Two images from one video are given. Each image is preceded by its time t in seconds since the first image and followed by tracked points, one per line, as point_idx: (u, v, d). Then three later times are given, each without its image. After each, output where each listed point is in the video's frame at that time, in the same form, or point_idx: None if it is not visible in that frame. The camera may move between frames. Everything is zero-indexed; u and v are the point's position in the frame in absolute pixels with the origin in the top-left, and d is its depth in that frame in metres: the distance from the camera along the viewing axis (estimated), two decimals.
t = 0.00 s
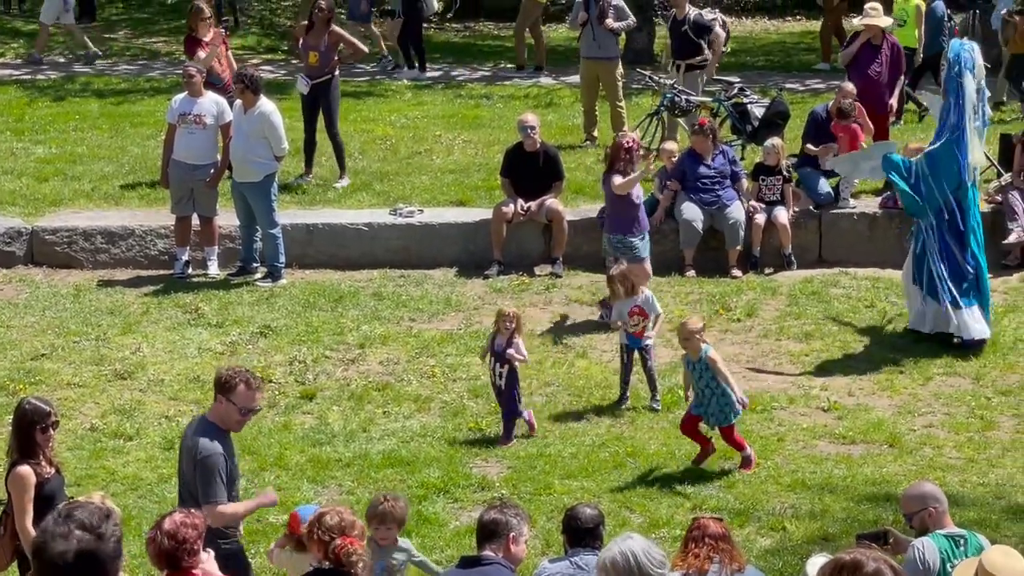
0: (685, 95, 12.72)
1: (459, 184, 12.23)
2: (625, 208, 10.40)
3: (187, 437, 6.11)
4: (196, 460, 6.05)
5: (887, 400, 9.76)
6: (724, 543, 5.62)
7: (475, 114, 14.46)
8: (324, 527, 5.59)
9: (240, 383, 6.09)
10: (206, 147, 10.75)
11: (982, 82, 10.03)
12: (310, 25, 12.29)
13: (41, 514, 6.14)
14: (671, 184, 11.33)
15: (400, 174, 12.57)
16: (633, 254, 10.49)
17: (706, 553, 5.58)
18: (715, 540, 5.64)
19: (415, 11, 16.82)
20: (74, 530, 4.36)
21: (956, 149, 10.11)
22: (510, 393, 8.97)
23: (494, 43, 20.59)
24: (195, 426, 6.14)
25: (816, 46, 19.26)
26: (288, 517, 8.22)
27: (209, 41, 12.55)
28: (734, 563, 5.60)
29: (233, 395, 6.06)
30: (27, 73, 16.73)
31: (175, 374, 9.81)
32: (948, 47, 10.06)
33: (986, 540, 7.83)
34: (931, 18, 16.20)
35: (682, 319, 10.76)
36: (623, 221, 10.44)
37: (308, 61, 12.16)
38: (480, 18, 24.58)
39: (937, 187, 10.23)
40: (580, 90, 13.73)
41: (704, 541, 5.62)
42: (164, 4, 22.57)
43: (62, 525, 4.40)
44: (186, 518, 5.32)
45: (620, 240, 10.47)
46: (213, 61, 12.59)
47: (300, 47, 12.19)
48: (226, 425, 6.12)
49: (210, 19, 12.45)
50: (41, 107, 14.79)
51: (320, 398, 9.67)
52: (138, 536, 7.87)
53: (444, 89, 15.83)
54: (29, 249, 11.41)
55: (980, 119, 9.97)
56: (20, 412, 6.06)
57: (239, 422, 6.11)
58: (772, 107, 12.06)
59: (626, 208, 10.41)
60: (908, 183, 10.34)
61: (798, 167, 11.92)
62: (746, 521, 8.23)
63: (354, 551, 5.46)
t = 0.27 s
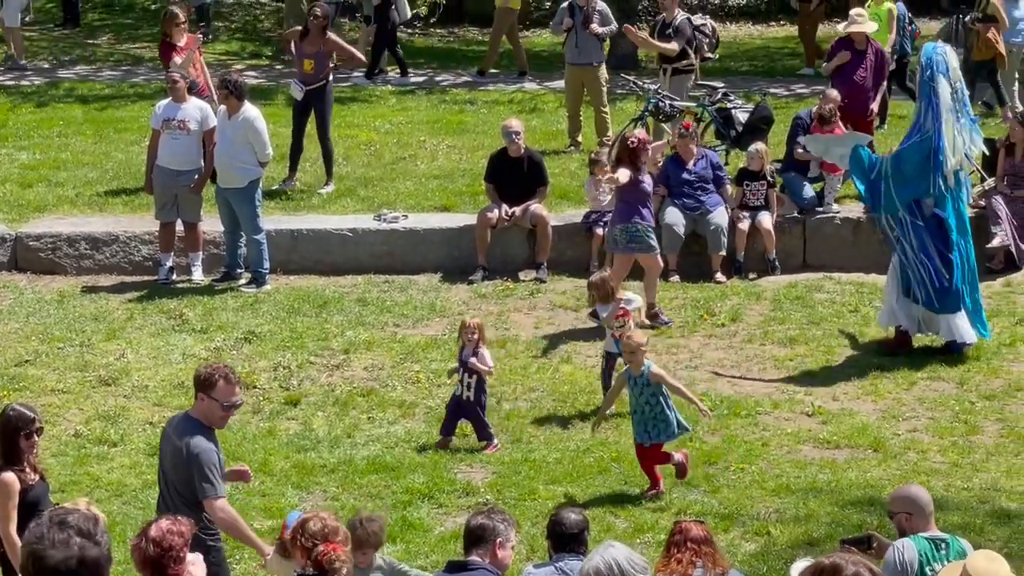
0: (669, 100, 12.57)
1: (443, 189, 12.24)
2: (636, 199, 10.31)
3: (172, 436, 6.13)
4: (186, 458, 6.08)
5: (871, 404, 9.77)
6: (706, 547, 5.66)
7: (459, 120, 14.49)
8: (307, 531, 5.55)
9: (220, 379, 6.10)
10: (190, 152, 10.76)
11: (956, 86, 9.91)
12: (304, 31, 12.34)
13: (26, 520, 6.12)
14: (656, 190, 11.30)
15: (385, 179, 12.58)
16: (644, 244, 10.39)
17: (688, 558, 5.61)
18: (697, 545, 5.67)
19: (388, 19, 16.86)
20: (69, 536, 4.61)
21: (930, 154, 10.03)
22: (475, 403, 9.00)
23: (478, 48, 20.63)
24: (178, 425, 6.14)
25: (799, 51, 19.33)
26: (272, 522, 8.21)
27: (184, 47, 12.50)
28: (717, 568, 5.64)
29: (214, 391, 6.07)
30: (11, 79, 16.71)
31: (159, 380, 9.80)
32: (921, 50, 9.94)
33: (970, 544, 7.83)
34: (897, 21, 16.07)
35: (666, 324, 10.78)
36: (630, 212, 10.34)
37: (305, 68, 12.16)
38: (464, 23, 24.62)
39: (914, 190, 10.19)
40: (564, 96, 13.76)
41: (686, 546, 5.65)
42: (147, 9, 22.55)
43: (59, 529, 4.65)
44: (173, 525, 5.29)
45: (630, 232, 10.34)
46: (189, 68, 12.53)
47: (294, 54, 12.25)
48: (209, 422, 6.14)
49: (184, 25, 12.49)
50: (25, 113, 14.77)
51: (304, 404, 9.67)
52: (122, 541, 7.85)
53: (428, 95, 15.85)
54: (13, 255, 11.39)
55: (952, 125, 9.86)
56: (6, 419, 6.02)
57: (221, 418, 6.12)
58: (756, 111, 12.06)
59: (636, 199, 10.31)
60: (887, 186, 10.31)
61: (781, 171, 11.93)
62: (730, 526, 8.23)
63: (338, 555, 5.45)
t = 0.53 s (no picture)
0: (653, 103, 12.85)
1: (428, 193, 12.25)
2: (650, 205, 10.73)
3: (154, 441, 6.08)
4: (168, 464, 6.02)
5: (856, 407, 9.78)
6: (691, 551, 5.66)
7: (444, 123, 14.51)
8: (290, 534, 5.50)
9: (209, 385, 6.10)
10: (174, 156, 10.77)
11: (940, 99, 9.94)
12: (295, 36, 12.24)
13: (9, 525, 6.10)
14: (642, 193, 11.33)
15: (370, 183, 12.60)
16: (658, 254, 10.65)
17: (673, 562, 5.61)
18: (682, 549, 5.67)
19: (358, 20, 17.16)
20: (60, 542, 4.66)
21: (910, 167, 10.04)
22: (444, 407, 8.98)
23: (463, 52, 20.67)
24: (161, 431, 6.10)
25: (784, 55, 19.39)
26: (257, 527, 8.19)
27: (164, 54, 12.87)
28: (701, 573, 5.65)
29: (202, 397, 6.07)
30: None
31: (144, 385, 9.79)
32: (908, 65, 9.98)
33: (955, 547, 7.83)
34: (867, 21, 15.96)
35: (650, 328, 10.81)
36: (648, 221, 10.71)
37: (293, 72, 12.16)
38: (449, 27, 24.64)
39: (891, 204, 10.17)
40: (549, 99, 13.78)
41: (671, 550, 5.64)
42: (131, 13, 22.53)
43: (48, 535, 4.70)
44: (163, 532, 5.22)
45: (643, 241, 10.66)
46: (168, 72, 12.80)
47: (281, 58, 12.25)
48: (194, 429, 6.12)
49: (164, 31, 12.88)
50: (9, 117, 14.76)
51: (289, 408, 9.66)
52: (107, 546, 7.83)
53: (412, 99, 15.88)
54: None
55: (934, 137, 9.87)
56: None
57: (207, 425, 6.11)
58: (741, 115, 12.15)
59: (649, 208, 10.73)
60: (862, 200, 10.28)
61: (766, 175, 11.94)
62: (715, 529, 8.23)
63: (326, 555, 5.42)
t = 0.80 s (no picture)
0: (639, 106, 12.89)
1: (414, 196, 12.27)
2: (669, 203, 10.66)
3: (156, 450, 6.03)
4: (171, 475, 5.99)
5: (842, 409, 9.79)
6: (677, 553, 5.64)
7: (429, 127, 14.54)
8: (270, 537, 5.49)
9: (209, 394, 6.03)
10: (160, 160, 10.78)
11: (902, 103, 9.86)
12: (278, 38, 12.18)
13: None
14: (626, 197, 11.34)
15: (355, 186, 12.61)
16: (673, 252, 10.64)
17: (658, 563, 5.59)
18: (668, 551, 5.65)
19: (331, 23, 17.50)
20: (49, 547, 4.41)
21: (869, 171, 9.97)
22: (431, 406, 8.98)
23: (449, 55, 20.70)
24: (161, 438, 6.06)
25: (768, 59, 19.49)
26: (243, 531, 8.16)
27: (147, 56, 12.84)
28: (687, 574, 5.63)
29: (202, 406, 6.01)
30: None
31: (130, 388, 9.76)
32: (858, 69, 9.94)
33: (941, 548, 7.82)
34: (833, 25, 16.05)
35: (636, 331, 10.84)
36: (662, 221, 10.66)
37: (277, 75, 12.14)
38: (434, 30, 24.68)
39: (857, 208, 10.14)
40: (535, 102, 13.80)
41: (657, 552, 5.62)
42: (116, 15, 22.52)
43: (37, 539, 4.45)
44: (152, 539, 5.18)
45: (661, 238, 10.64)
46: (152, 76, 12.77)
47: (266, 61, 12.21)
48: (194, 437, 6.06)
49: (146, 34, 12.83)
50: None
51: (275, 411, 9.64)
52: (93, 550, 7.78)
53: (397, 102, 15.90)
54: None
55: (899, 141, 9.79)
56: None
57: (207, 434, 6.05)
58: (727, 117, 12.18)
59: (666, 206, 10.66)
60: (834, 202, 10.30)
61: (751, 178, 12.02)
62: (701, 532, 8.22)
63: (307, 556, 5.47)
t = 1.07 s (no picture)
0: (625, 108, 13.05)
1: (400, 199, 12.30)
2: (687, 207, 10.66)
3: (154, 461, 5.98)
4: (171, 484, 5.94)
5: (828, 412, 9.78)
6: (664, 556, 5.64)
7: (416, 129, 14.57)
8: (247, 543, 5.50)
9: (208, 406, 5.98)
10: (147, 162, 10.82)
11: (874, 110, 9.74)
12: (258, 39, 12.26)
13: None
14: (612, 200, 11.43)
15: (342, 189, 12.62)
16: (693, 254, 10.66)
17: (646, 566, 5.59)
18: (656, 554, 5.65)
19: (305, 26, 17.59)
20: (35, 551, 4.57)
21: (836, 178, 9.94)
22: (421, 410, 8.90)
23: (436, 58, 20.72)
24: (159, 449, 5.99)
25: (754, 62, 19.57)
26: (229, 532, 8.08)
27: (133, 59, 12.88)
28: None
29: (201, 416, 5.97)
30: None
31: (116, 391, 9.73)
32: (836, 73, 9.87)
33: (928, 549, 7.78)
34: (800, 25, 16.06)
35: (622, 333, 10.84)
36: (682, 225, 10.68)
37: (257, 76, 12.18)
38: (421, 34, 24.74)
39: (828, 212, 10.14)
40: (522, 104, 13.82)
41: (644, 554, 5.62)
42: (102, 18, 22.53)
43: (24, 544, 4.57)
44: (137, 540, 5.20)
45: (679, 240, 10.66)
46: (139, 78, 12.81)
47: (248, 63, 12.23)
48: (191, 447, 6.01)
49: (133, 36, 12.86)
50: None
51: (262, 414, 9.60)
52: (79, 553, 7.73)
53: (384, 104, 15.92)
54: None
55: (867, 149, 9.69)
56: None
57: (204, 444, 6.01)
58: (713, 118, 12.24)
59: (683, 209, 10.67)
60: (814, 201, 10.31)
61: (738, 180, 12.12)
62: (688, 534, 8.18)
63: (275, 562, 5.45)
